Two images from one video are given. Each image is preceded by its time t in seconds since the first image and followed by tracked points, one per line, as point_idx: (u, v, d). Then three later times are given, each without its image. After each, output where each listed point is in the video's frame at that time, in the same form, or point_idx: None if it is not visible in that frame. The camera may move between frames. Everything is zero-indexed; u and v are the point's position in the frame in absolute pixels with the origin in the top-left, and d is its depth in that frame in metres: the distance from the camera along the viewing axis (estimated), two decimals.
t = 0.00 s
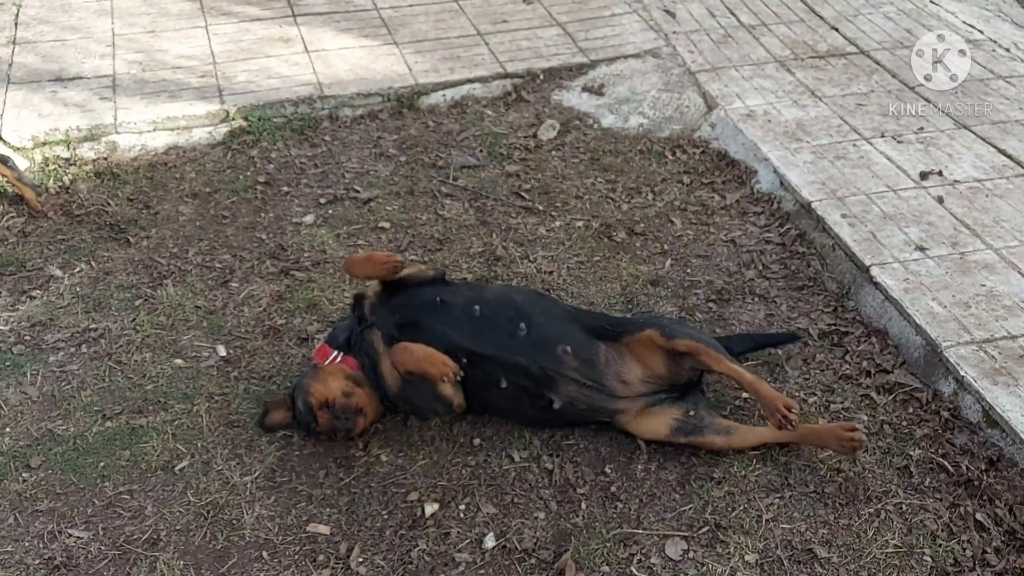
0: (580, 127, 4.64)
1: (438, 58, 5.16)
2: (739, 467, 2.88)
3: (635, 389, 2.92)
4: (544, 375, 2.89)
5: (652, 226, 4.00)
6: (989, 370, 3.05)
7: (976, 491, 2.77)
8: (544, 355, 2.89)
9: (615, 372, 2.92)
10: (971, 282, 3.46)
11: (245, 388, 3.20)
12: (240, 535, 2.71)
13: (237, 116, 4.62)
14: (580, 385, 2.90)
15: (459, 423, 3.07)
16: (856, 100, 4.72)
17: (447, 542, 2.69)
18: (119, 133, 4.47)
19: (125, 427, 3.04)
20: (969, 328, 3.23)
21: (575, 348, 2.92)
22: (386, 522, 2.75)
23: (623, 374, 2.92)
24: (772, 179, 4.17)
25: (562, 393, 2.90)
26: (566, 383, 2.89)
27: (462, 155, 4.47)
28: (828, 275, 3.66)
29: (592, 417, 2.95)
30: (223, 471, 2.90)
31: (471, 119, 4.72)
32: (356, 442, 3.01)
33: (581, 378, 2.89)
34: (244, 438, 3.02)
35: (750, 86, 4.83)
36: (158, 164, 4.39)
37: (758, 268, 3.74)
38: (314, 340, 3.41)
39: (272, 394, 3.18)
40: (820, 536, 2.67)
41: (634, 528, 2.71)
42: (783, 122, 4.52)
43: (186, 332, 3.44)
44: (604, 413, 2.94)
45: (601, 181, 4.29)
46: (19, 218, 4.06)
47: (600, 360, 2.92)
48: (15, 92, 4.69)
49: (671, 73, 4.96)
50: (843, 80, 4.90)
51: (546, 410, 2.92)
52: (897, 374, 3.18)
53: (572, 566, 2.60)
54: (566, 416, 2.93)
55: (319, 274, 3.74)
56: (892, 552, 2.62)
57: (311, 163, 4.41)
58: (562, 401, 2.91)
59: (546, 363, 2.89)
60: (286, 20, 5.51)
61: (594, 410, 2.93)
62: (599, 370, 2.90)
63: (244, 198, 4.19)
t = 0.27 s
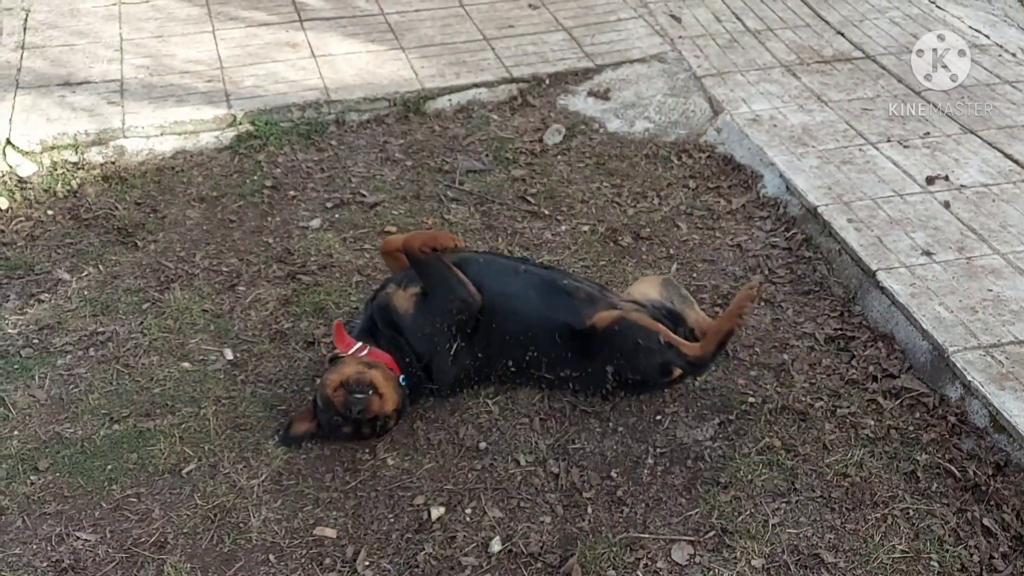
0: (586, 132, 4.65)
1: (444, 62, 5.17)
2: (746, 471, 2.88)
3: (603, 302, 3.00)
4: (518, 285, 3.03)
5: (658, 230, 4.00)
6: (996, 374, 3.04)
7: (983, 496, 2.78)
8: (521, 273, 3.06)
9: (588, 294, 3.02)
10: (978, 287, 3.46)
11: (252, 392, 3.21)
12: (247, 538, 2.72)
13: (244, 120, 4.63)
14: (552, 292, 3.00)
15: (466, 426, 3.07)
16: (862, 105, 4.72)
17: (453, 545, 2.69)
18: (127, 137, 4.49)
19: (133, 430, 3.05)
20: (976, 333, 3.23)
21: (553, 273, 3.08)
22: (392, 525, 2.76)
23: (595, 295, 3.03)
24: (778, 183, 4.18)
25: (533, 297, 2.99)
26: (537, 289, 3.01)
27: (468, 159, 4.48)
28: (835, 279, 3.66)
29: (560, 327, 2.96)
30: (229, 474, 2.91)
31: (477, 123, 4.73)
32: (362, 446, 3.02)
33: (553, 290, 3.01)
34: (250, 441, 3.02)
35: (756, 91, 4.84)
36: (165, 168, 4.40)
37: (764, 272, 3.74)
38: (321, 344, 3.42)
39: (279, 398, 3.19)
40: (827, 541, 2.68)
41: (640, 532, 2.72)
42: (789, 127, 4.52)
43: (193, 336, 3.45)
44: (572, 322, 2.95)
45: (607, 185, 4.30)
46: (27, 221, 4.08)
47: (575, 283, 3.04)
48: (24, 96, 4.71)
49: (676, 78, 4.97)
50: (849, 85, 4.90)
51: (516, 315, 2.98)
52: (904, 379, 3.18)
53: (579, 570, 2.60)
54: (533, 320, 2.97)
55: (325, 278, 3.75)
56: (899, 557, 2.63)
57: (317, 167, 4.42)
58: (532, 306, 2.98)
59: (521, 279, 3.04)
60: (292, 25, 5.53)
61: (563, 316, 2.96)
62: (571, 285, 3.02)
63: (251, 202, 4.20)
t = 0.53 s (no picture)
0: (590, 135, 4.65)
1: (449, 66, 5.18)
2: (750, 474, 2.88)
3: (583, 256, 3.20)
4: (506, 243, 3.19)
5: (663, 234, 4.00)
6: (1002, 379, 3.04)
7: (989, 501, 2.79)
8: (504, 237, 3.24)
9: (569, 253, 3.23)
10: (983, 290, 3.45)
11: (257, 394, 3.22)
12: (252, 540, 2.72)
13: (250, 123, 4.65)
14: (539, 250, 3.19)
15: (470, 428, 3.07)
16: (868, 108, 4.71)
17: (458, 548, 2.69)
18: (133, 139, 4.51)
19: (138, 431, 3.06)
20: (982, 337, 3.22)
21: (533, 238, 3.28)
22: (396, 527, 2.76)
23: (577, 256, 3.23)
24: (783, 187, 4.17)
25: (522, 251, 3.16)
26: (525, 246, 3.19)
27: (473, 162, 4.48)
28: (840, 283, 3.66)
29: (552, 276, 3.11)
30: (234, 476, 2.91)
31: (482, 126, 4.73)
32: (366, 447, 3.02)
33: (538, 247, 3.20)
34: (255, 443, 3.03)
35: (761, 94, 4.84)
36: (171, 171, 4.41)
37: (768, 275, 3.73)
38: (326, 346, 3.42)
39: (284, 399, 3.19)
40: (832, 545, 2.68)
41: (644, 535, 2.72)
42: (794, 131, 4.52)
43: (198, 338, 3.45)
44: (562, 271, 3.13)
45: (612, 188, 4.30)
46: (34, 223, 4.09)
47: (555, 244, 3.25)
48: (31, 98, 4.73)
49: (681, 81, 4.97)
50: (855, 88, 4.90)
51: (510, 266, 3.11)
52: (909, 383, 3.18)
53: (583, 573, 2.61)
54: (526, 269, 3.11)
55: (330, 280, 3.76)
56: (904, 561, 2.63)
57: (322, 170, 4.43)
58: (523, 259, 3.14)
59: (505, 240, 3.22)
60: (298, 28, 5.54)
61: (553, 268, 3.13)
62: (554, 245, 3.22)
63: (256, 205, 4.21)
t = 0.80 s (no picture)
0: (595, 138, 4.66)
1: (454, 69, 5.19)
2: (754, 478, 2.88)
3: (598, 257, 3.24)
4: (513, 251, 3.25)
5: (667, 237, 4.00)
6: (1006, 383, 3.03)
7: (993, 506, 2.78)
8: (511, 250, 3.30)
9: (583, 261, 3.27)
10: (988, 295, 3.45)
11: (261, 396, 3.22)
12: (256, 542, 2.73)
13: (255, 126, 4.66)
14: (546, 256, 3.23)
15: (474, 431, 3.07)
16: (872, 112, 4.71)
17: (461, 551, 2.69)
18: (139, 142, 4.52)
19: (142, 433, 3.07)
20: (987, 342, 3.22)
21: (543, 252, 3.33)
22: (400, 530, 2.76)
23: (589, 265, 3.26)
24: (788, 191, 4.17)
25: (529, 256, 3.20)
26: (533, 254, 3.24)
27: (478, 165, 4.49)
28: (844, 287, 3.66)
29: (558, 276, 3.11)
30: (238, 478, 2.92)
31: (487, 129, 4.74)
32: (370, 450, 3.02)
33: (545, 256, 3.24)
34: (259, 446, 3.03)
35: (765, 98, 4.84)
36: (177, 173, 4.42)
37: (773, 279, 3.73)
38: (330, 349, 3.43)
39: (288, 402, 3.20)
40: (836, 550, 2.68)
41: (648, 539, 2.72)
42: (798, 135, 4.52)
43: (203, 340, 3.46)
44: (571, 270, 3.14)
45: (616, 192, 4.30)
46: (40, 225, 4.11)
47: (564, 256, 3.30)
48: (37, 101, 4.75)
49: (686, 85, 4.97)
50: (859, 92, 4.90)
51: (514, 265, 3.13)
52: (914, 387, 3.17)
53: None
54: (528, 269, 3.12)
55: (335, 283, 3.77)
56: (908, 566, 2.63)
57: (327, 173, 4.44)
58: (532, 261, 3.17)
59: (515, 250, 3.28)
60: (303, 31, 5.56)
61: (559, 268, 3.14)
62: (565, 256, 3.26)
63: (261, 208, 4.22)
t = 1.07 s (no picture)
0: (599, 141, 4.66)
1: (459, 71, 5.19)
2: (759, 481, 2.87)
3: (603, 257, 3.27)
4: (527, 250, 3.27)
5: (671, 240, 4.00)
6: (1012, 386, 3.02)
7: (999, 509, 2.77)
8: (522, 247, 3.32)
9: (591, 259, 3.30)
10: (993, 298, 3.44)
11: (266, 397, 3.23)
12: (259, 543, 2.73)
13: (260, 128, 4.66)
14: (558, 257, 3.26)
15: (478, 432, 3.08)
16: (878, 115, 4.70)
17: (465, 552, 2.69)
18: (144, 143, 4.53)
19: (147, 434, 3.07)
20: (992, 345, 3.21)
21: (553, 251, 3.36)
22: (403, 532, 2.76)
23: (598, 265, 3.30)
24: (793, 193, 4.17)
25: (543, 256, 3.23)
26: (545, 254, 3.27)
27: (482, 167, 4.49)
28: (849, 289, 3.65)
29: (573, 278, 3.14)
30: (242, 479, 2.92)
31: (491, 131, 4.74)
32: (374, 451, 3.03)
33: (557, 256, 3.27)
34: (263, 446, 3.04)
35: (770, 101, 4.83)
36: (182, 174, 4.43)
37: (777, 282, 3.73)
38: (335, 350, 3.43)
39: (293, 403, 3.20)
40: (840, 553, 2.67)
41: (652, 541, 2.71)
42: (803, 137, 4.51)
43: (208, 341, 3.47)
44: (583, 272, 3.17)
45: (621, 194, 4.30)
46: (45, 226, 4.12)
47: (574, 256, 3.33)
48: (43, 102, 4.76)
49: (690, 87, 4.97)
50: (864, 95, 4.89)
51: (530, 265, 3.16)
52: (919, 390, 3.17)
53: None
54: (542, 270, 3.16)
55: (339, 284, 3.77)
56: (913, 569, 2.63)
57: (332, 174, 4.44)
58: (547, 261, 3.20)
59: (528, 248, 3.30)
60: (308, 33, 5.57)
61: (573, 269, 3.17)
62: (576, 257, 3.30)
63: (266, 209, 4.23)
